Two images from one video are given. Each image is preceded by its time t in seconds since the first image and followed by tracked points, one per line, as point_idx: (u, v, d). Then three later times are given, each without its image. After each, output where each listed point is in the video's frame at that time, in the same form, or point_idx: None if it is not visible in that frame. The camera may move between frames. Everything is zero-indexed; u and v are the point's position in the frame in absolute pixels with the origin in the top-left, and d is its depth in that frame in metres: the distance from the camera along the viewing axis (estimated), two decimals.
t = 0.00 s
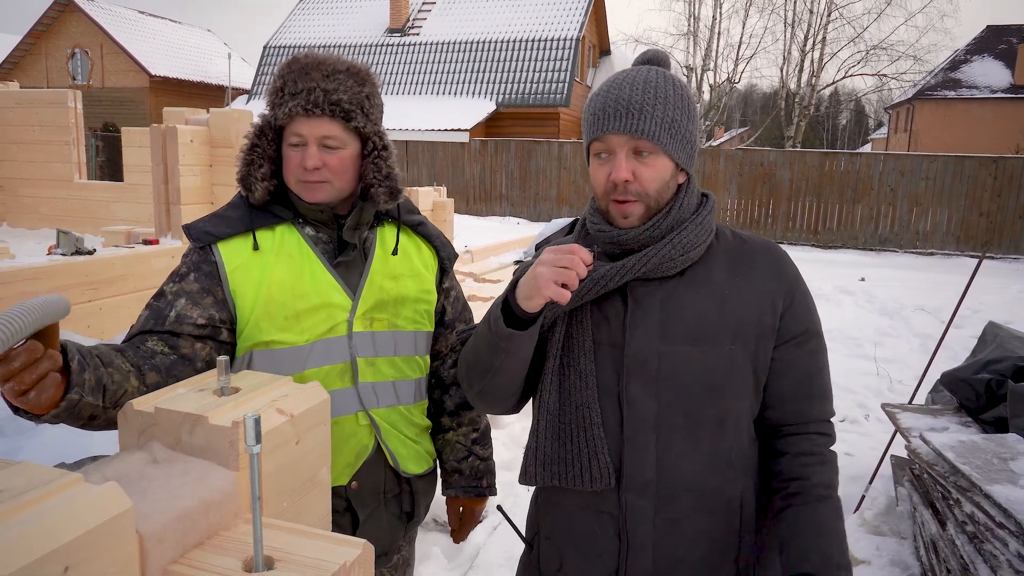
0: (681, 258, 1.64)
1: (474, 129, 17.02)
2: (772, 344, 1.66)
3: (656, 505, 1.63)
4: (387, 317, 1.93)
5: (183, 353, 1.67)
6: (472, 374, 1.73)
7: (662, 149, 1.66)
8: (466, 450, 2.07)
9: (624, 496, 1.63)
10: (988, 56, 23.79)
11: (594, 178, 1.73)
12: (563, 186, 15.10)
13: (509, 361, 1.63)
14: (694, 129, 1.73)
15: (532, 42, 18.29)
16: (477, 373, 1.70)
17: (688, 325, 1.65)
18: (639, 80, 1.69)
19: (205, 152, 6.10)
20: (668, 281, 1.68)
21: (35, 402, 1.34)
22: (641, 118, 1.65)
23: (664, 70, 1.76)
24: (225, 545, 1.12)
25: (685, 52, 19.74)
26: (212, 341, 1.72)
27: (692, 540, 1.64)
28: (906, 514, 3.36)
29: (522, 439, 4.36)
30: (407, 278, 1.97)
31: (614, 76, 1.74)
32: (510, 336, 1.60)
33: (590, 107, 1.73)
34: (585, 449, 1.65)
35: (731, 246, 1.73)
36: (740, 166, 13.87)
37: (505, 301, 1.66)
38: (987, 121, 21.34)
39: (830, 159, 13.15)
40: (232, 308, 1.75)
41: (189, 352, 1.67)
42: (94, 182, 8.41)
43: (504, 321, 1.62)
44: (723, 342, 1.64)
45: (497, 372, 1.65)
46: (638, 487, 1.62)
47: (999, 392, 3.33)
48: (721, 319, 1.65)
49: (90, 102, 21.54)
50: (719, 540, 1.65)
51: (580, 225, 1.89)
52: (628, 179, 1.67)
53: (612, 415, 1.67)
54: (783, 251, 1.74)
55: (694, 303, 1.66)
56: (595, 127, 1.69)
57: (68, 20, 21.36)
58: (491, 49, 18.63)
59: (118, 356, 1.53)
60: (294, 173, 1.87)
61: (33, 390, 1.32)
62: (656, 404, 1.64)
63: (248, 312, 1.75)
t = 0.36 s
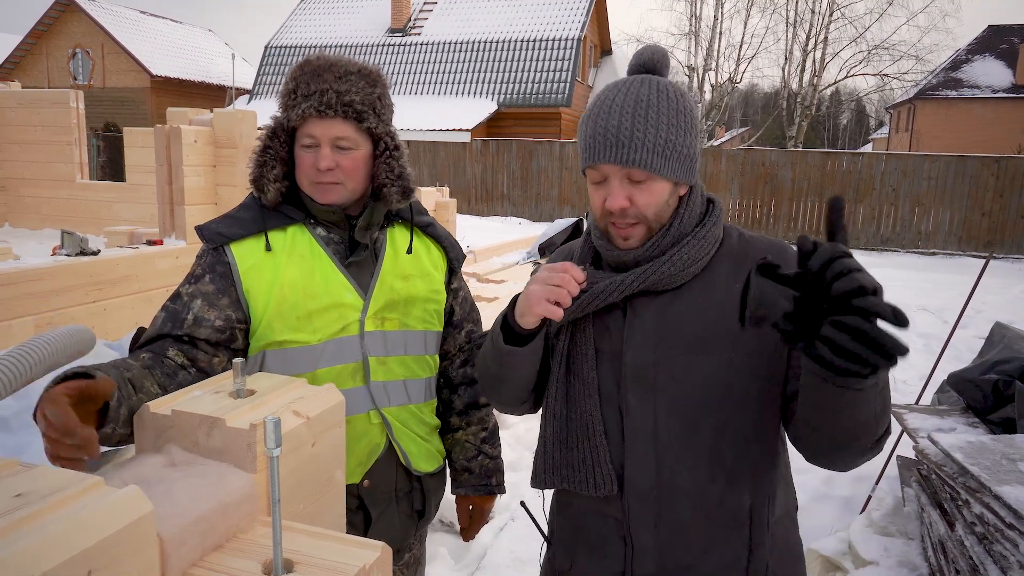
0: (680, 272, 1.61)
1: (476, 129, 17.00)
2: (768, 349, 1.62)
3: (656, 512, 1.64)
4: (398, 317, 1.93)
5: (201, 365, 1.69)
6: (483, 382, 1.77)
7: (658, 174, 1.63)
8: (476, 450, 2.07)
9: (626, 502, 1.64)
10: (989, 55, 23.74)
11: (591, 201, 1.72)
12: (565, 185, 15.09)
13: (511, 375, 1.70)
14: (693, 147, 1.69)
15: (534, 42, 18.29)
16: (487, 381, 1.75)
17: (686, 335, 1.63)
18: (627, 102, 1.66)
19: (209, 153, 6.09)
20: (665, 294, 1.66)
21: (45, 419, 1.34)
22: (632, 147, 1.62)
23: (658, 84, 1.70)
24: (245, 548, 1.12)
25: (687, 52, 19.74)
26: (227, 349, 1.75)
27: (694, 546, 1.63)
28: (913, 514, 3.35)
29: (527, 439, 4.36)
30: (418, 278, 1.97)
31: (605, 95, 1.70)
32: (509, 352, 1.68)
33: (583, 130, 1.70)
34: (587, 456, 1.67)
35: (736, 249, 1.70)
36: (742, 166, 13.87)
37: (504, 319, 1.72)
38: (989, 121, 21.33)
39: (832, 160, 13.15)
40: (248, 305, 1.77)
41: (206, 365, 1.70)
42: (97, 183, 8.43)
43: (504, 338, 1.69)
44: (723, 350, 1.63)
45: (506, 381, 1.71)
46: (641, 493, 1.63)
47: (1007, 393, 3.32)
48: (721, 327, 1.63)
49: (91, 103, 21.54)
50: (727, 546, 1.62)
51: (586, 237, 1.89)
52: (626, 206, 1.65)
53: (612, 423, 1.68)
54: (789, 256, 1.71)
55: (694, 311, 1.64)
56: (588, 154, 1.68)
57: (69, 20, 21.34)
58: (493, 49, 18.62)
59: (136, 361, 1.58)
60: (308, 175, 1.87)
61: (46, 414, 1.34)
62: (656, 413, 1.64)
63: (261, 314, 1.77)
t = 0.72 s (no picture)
0: (676, 295, 1.60)
1: (476, 129, 16.99)
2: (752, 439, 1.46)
3: (657, 527, 1.62)
4: (407, 315, 1.94)
5: (216, 372, 1.68)
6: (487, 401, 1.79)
7: (645, 212, 1.56)
8: (482, 442, 2.05)
9: (627, 515, 1.63)
10: (989, 55, 23.74)
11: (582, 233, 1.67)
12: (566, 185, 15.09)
13: (512, 398, 1.73)
14: (682, 173, 1.59)
15: (534, 42, 18.29)
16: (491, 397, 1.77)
17: (683, 355, 1.63)
18: (606, 139, 1.55)
19: (211, 153, 6.07)
20: (662, 316, 1.64)
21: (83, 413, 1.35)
22: (612, 193, 1.54)
23: (637, 110, 1.57)
24: (258, 551, 1.11)
25: (687, 52, 19.74)
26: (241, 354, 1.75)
27: (697, 559, 1.62)
28: (920, 514, 3.33)
29: (531, 439, 4.36)
30: (427, 276, 1.97)
31: (584, 129, 1.58)
32: (506, 379, 1.71)
33: (565, 167, 1.63)
34: (590, 469, 1.68)
35: (739, 259, 1.67)
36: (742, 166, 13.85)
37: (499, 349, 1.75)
38: (989, 120, 21.35)
39: (833, 159, 13.15)
40: (260, 307, 1.76)
41: (221, 371, 1.69)
42: (98, 183, 8.42)
43: (499, 368, 1.72)
44: (722, 372, 1.63)
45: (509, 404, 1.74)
46: (642, 506, 1.62)
47: (1013, 393, 3.31)
48: (720, 344, 1.62)
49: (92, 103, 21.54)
50: (731, 558, 1.61)
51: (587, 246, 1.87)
52: (615, 243, 1.61)
53: (612, 440, 1.68)
54: (796, 264, 1.67)
55: (694, 328, 1.63)
56: (572, 195, 1.61)
57: (70, 20, 21.34)
58: (493, 49, 18.61)
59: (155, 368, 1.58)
60: (318, 178, 1.87)
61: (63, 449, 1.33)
62: (654, 430, 1.63)
63: (272, 319, 1.76)
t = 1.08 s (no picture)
0: (692, 285, 1.60)
1: (476, 129, 16.98)
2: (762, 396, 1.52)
3: (670, 521, 1.62)
4: (433, 315, 2.01)
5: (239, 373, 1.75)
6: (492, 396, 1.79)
7: (666, 200, 1.57)
8: (504, 440, 2.12)
9: (639, 511, 1.63)
10: (987, 55, 23.76)
11: (597, 222, 1.67)
12: (565, 186, 15.08)
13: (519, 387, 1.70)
14: (702, 164, 1.60)
15: (533, 42, 18.29)
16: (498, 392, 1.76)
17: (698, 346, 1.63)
18: (628, 126, 1.55)
19: (211, 153, 6.06)
20: (677, 306, 1.64)
21: (96, 440, 1.44)
22: (634, 178, 1.53)
23: (661, 98, 1.58)
24: (265, 553, 1.11)
25: (686, 52, 19.75)
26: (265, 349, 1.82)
27: (708, 556, 1.61)
28: (922, 514, 3.34)
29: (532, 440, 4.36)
30: (451, 278, 2.03)
31: (604, 117, 1.58)
32: (514, 368, 1.68)
33: (584, 154, 1.63)
34: (600, 466, 1.66)
35: (752, 257, 1.69)
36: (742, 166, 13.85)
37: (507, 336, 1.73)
38: (987, 120, 21.39)
39: (832, 159, 13.17)
40: (290, 305, 1.83)
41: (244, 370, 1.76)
42: (97, 184, 8.40)
43: (506, 356, 1.70)
44: (735, 364, 1.62)
45: (517, 394, 1.72)
46: (654, 504, 1.61)
47: (1015, 392, 3.32)
48: (735, 337, 1.63)
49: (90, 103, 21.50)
50: (743, 554, 1.61)
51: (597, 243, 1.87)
52: (632, 231, 1.62)
53: (625, 432, 1.68)
54: (808, 262, 1.70)
55: (709, 321, 1.63)
56: (591, 183, 1.60)
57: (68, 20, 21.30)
58: (491, 49, 18.60)
59: (179, 376, 1.62)
60: (352, 181, 1.96)
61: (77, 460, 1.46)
62: (669, 424, 1.63)
63: (302, 315, 1.83)
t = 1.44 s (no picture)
0: (712, 266, 1.63)
1: (474, 129, 16.97)
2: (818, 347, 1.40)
3: (692, 513, 1.62)
4: (447, 311, 2.02)
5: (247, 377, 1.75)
6: (504, 389, 1.76)
7: (696, 162, 1.67)
8: (517, 435, 2.13)
9: (660, 503, 1.62)
10: (983, 55, 23.82)
11: (625, 194, 1.74)
12: (563, 186, 15.07)
13: (536, 377, 1.67)
14: (724, 133, 1.74)
15: (530, 42, 18.31)
16: (509, 387, 1.73)
17: (719, 333, 1.64)
18: (664, 92, 1.69)
19: (210, 153, 6.04)
20: (698, 289, 1.67)
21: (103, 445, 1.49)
22: (670, 135, 1.65)
23: (686, 74, 1.75)
24: (272, 553, 1.11)
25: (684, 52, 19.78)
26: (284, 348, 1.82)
27: (729, 549, 1.62)
28: (922, 513, 3.35)
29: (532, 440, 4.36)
30: (465, 276, 2.04)
31: (634, 87, 1.74)
32: (532, 353, 1.64)
33: (614, 123, 1.74)
34: (617, 460, 1.65)
35: (765, 247, 1.73)
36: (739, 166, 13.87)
37: (526, 321, 1.70)
38: (983, 119, 21.45)
39: (829, 159, 13.19)
40: (309, 302, 1.83)
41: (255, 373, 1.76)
42: (94, 184, 8.38)
43: (525, 339, 1.66)
44: (756, 347, 1.64)
45: (528, 386, 1.69)
46: (674, 495, 1.61)
47: (1015, 391, 3.35)
48: (757, 323, 1.65)
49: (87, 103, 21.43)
50: (765, 545, 1.62)
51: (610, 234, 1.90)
52: (663, 197, 1.67)
53: (643, 421, 1.67)
54: (819, 251, 1.74)
55: (729, 309, 1.65)
56: (623, 147, 1.70)
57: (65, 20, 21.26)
58: (489, 49, 18.61)
59: (188, 388, 1.62)
60: (369, 181, 1.97)
61: (82, 459, 1.50)
62: (690, 411, 1.63)
63: (323, 310, 1.83)
